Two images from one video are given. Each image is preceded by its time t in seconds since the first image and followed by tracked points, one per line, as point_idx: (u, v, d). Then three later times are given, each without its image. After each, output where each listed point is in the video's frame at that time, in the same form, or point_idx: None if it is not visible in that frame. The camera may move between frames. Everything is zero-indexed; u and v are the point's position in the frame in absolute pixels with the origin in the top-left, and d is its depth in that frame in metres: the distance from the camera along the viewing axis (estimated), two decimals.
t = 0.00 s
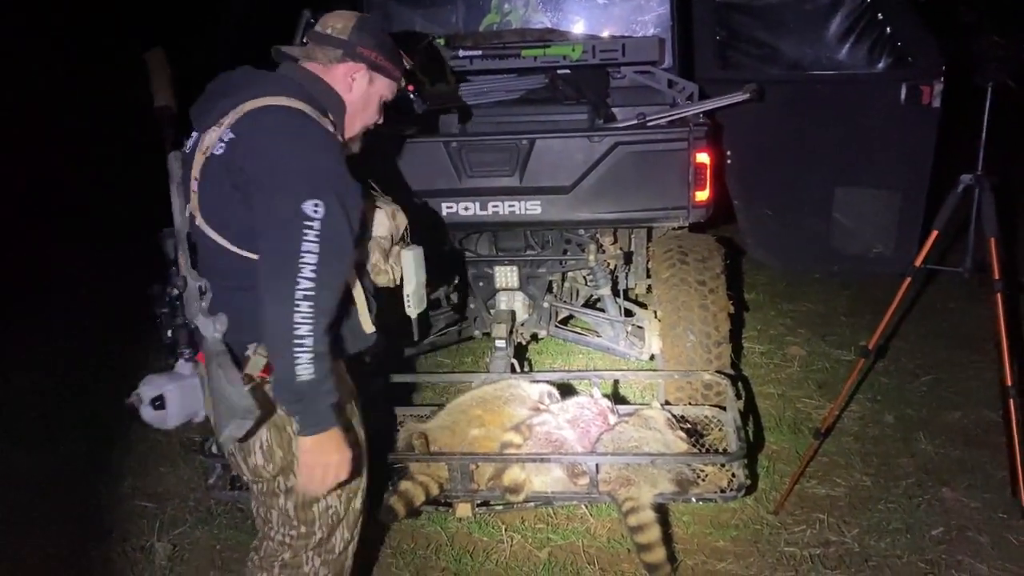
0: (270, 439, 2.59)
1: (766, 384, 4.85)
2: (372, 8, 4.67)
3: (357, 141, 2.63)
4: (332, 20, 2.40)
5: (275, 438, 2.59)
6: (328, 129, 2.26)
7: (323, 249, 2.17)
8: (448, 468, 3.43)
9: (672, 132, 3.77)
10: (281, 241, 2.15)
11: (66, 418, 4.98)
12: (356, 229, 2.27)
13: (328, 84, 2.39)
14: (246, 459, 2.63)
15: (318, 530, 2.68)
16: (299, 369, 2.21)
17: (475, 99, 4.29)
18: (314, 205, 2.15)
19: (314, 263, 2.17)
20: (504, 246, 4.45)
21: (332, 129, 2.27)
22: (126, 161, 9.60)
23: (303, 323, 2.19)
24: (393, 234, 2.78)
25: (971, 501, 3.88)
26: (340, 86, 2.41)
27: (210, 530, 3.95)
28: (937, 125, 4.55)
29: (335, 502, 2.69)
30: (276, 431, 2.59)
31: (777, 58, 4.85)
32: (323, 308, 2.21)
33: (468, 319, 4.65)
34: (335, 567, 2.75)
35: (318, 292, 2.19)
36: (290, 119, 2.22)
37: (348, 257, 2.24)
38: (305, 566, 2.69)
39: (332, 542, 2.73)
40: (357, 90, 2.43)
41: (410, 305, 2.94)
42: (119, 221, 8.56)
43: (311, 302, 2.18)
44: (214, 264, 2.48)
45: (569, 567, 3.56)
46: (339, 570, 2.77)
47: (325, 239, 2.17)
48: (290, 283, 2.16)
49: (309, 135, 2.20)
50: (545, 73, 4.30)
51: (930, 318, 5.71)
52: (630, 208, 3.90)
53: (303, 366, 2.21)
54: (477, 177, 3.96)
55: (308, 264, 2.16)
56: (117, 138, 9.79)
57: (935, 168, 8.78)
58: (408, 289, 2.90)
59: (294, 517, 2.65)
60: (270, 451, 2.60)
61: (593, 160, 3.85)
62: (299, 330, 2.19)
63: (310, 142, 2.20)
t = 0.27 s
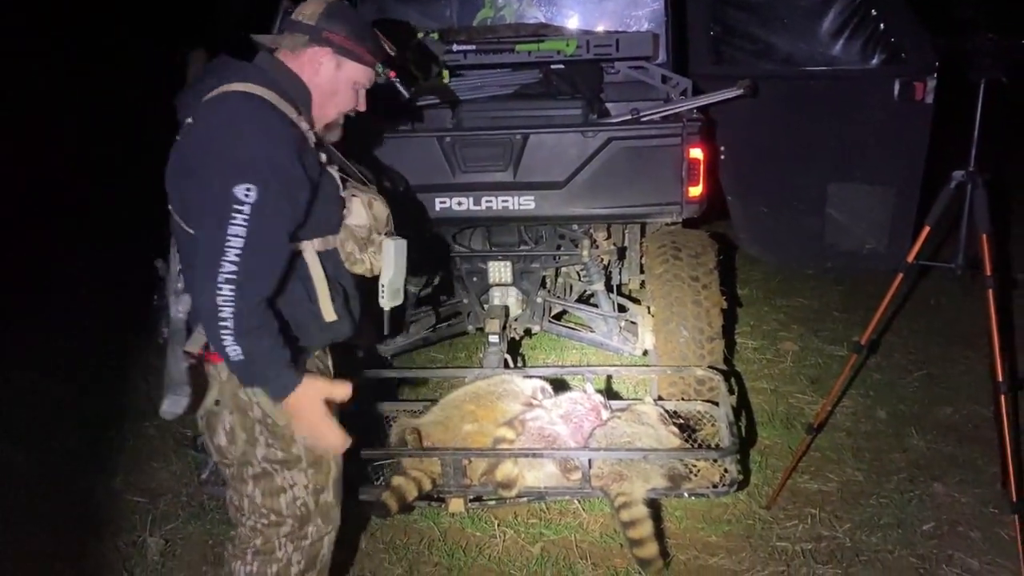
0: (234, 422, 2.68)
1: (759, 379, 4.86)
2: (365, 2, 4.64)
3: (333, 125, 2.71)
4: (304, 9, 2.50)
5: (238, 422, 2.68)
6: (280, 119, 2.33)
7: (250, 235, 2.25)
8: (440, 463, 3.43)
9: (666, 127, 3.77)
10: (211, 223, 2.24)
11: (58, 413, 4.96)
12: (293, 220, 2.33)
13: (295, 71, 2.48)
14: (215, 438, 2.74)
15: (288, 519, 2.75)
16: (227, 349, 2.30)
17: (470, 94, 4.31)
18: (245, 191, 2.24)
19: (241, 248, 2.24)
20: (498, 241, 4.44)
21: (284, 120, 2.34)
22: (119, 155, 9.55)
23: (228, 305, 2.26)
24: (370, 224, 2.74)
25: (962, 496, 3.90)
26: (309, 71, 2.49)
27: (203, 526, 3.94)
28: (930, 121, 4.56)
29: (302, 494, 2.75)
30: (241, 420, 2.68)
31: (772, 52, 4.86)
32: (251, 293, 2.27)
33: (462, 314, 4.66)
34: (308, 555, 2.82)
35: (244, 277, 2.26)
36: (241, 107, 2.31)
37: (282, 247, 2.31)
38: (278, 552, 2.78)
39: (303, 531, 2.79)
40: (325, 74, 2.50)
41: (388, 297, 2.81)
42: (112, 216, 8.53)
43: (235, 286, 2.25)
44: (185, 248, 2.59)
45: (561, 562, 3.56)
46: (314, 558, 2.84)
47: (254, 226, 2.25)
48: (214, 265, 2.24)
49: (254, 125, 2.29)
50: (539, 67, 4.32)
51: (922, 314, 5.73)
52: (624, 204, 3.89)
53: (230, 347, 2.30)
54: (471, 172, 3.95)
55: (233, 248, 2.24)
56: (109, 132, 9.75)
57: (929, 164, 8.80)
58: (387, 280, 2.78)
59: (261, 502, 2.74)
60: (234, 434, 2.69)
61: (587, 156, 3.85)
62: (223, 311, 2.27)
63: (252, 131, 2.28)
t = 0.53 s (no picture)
0: (199, 407, 2.70)
1: (748, 374, 4.88)
2: None
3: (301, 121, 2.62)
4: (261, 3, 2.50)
5: (204, 407, 2.69)
6: (220, 105, 2.32)
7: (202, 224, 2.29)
8: (430, 457, 3.42)
9: (656, 122, 3.78)
10: (161, 219, 2.28)
11: (47, 408, 4.94)
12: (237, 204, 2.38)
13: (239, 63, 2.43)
14: (185, 421, 2.77)
15: (262, 507, 2.75)
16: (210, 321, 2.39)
17: (460, 89, 4.19)
18: (189, 183, 2.27)
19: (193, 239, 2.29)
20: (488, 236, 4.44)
21: (226, 104, 2.33)
22: (108, 148, 9.51)
23: (198, 289, 2.33)
24: (340, 213, 2.67)
25: (949, 490, 3.93)
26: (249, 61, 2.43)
27: (193, 520, 3.94)
28: (919, 116, 4.57)
29: (270, 482, 2.74)
30: (205, 405, 2.69)
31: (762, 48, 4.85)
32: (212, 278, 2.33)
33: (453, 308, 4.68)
34: (288, 545, 2.83)
35: (201, 264, 2.31)
36: (181, 99, 2.31)
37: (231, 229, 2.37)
38: (255, 539, 2.78)
39: (281, 519, 2.79)
40: (265, 63, 2.43)
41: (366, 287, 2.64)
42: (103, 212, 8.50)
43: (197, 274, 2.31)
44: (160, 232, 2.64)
45: (550, 557, 3.57)
46: (293, 547, 2.84)
47: (203, 216, 2.28)
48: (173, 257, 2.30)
49: (193, 115, 2.29)
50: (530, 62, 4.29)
51: (911, 308, 5.76)
52: (614, 198, 3.90)
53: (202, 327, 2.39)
54: (461, 166, 3.95)
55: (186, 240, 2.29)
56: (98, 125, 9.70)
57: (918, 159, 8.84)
58: (365, 267, 2.61)
59: (230, 491, 2.75)
60: (199, 417, 2.71)
61: (577, 151, 3.85)
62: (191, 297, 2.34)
63: (190, 122, 2.29)
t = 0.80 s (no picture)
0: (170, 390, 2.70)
1: (731, 364, 4.91)
2: None
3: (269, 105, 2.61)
4: None
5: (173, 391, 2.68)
6: (176, 92, 2.39)
7: (156, 205, 2.37)
8: (415, 446, 3.48)
9: (640, 112, 3.79)
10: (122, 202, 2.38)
11: (27, 398, 4.90)
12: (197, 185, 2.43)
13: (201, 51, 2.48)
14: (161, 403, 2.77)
15: (237, 492, 2.74)
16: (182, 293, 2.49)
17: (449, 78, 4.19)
18: (140, 167, 2.34)
19: (149, 220, 2.37)
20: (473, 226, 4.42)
21: (180, 89, 2.39)
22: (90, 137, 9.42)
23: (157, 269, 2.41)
24: (308, 202, 2.58)
25: (929, 478, 3.97)
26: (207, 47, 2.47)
27: (175, 511, 3.93)
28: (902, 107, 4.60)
29: (242, 468, 2.72)
30: (176, 389, 2.67)
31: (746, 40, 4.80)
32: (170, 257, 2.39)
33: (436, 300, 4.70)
34: (268, 533, 2.82)
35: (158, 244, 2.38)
36: (145, 88, 2.42)
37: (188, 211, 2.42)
38: (235, 525, 2.77)
39: (258, 505, 2.78)
40: (221, 47, 2.45)
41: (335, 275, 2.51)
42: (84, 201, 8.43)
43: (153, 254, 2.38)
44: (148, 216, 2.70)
45: (534, 545, 3.58)
46: (275, 533, 2.84)
47: (156, 198, 2.36)
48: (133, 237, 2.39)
49: (150, 102, 2.38)
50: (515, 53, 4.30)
51: (893, 299, 5.80)
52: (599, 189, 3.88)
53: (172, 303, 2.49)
54: (446, 156, 3.94)
55: (142, 222, 2.37)
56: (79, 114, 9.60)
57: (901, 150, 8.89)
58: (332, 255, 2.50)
59: (204, 476, 2.74)
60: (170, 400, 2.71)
61: (562, 141, 3.86)
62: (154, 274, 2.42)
63: (146, 109, 2.37)
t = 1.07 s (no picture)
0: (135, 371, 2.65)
1: (707, 349, 4.91)
2: None
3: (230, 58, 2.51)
4: None
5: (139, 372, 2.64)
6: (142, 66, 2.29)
7: (111, 182, 2.23)
8: (389, 433, 3.39)
9: (618, 95, 3.75)
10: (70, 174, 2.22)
11: None
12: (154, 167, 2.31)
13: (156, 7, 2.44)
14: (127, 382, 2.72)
15: (204, 476, 2.70)
16: (97, 297, 2.29)
17: (425, 59, 4.14)
18: (99, 139, 2.21)
19: (100, 197, 2.23)
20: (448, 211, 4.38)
21: (147, 62, 2.30)
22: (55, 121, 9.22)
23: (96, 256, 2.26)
24: (267, 180, 2.51)
25: (902, 462, 4.00)
26: None
27: (145, 500, 3.86)
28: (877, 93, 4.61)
29: (206, 451, 2.68)
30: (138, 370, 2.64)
31: (723, 22, 4.86)
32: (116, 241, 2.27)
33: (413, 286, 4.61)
34: (242, 517, 2.79)
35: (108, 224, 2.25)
36: (106, 59, 2.30)
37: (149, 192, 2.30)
38: (204, 511, 2.72)
39: (226, 489, 2.74)
40: None
41: (296, 254, 2.58)
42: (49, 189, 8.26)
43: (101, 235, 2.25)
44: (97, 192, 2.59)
45: (510, 531, 3.57)
46: (246, 518, 2.80)
47: (113, 173, 2.22)
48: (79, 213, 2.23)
49: (115, 71, 2.26)
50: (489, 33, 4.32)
51: (866, 285, 5.84)
52: (576, 173, 3.86)
53: (99, 296, 2.29)
54: (421, 138, 3.88)
55: (95, 198, 2.22)
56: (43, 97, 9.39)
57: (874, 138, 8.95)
58: (292, 235, 2.56)
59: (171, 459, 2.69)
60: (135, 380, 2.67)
61: (539, 124, 3.81)
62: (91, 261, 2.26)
63: (109, 79, 2.26)
